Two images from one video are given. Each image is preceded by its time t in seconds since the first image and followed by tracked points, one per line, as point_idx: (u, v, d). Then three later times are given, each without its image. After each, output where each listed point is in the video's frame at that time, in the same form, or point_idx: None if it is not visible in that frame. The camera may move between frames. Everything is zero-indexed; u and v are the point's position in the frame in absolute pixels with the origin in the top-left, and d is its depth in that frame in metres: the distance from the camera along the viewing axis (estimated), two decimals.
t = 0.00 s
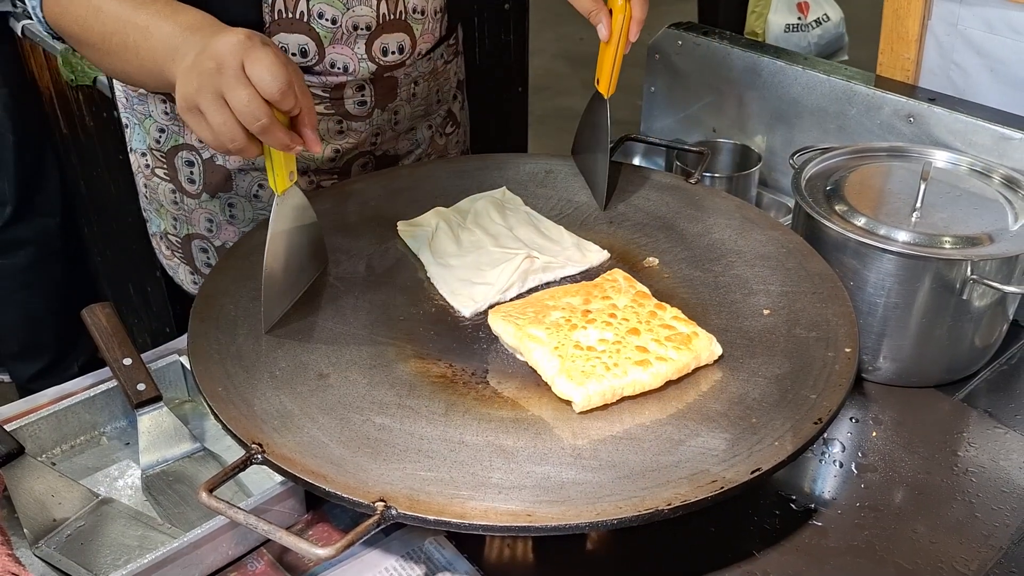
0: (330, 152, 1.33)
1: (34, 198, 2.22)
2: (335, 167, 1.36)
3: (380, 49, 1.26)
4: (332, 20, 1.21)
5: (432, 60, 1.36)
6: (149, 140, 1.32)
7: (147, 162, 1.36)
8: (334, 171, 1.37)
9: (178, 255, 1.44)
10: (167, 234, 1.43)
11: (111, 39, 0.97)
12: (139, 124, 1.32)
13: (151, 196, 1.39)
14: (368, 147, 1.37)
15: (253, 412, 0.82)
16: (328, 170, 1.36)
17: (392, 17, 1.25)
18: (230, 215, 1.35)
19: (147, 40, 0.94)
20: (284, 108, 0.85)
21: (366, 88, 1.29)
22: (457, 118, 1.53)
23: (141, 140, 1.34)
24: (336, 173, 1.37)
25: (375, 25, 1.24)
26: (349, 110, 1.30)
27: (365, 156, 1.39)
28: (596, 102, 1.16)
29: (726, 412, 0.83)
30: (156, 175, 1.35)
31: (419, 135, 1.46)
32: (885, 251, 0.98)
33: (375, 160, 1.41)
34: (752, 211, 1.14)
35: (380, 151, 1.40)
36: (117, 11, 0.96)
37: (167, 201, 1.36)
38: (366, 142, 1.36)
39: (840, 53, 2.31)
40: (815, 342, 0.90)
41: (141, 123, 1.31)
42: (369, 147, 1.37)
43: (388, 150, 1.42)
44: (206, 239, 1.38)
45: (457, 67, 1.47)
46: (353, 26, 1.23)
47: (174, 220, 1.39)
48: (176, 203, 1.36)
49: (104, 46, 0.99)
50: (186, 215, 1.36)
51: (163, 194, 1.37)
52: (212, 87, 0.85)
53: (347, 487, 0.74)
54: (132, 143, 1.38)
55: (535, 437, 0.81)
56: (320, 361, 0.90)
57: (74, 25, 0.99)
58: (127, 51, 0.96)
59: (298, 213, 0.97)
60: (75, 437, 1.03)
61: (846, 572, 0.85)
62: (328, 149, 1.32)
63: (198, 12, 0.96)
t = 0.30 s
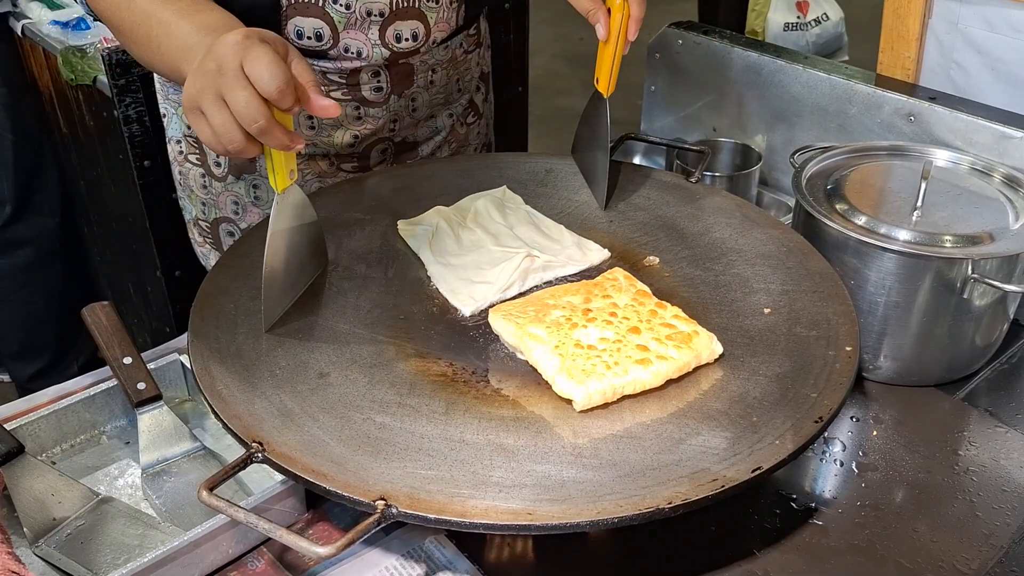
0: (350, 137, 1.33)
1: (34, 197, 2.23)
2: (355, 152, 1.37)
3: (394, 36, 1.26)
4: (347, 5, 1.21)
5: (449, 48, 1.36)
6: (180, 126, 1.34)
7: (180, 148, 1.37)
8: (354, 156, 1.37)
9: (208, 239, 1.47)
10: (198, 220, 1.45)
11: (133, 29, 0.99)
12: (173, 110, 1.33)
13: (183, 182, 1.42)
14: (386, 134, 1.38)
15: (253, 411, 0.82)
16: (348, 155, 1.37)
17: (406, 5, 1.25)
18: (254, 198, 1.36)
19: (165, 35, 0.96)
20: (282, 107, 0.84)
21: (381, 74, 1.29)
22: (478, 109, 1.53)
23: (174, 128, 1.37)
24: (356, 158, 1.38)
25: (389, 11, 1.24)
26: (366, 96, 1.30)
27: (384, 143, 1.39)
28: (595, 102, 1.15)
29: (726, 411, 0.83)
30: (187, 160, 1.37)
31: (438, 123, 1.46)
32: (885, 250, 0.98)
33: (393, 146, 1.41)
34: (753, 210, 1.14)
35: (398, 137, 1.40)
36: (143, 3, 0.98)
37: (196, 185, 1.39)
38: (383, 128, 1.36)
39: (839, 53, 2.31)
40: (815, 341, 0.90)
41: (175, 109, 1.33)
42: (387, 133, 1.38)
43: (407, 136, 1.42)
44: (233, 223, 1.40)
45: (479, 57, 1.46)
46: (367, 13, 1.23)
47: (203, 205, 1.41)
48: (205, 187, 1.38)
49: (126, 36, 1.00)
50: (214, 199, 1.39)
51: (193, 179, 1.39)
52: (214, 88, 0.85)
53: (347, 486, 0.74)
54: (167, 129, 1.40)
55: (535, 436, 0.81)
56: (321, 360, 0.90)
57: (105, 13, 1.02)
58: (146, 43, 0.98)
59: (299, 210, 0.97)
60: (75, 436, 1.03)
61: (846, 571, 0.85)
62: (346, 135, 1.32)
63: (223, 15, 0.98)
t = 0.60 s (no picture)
0: (367, 127, 1.33)
1: (34, 198, 2.23)
2: (371, 143, 1.37)
3: (412, 29, 1.27)
4: None
5: (462, 41, 1.36)
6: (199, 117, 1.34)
7: (198, 139, 1.38)
8: (369, 148, 1.37)
9: (225, 232, 1.46)
10: (213, 210, 1.45)
11: (148, 28, 0.99)
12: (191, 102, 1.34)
13: (199, 173, 1.42)
14: (402, 125, 1.37)
15: (254, 412, 0.82)
16: (364, 147, 1.37)
17: None
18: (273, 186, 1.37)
19: (178, 37, 0.96)
20: (285, 107, 0.84)
21: (398, 66, 1.30)
22: (487, 101, 1.53)
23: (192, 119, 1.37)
24: (372, 149, 1.38)
25: (407, 5, 1.25)
26: (383, 88, 1.30)
27: (399, 134, 1.39)
28: (594, 103, 1.15)
29: (727, 411, 0.83)
30: (205, 151, 1.37)
31: (451, 115, 1.46)
32: (886, 251, 0.98)
33: (408, 137, 1.41)
34: (754, 210, 1.14)
35: (413, 128, 1.40)
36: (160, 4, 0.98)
37: (214, 176, 1.39)
38: (399, 120, 1.36)
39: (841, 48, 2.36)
40: (816, 341, 0.90)
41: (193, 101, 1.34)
42: (403, 125, 1.37)
43: (422, 127, 1.42)
44: (251, 213, 1.41)
45: (489, 50, 1.46)
46: (386, 6, 1.23)
47: (220, 195, 1.42)
48: (222, 177, 1.38)
49: (141, 34, 1.01)
50: (231, 189, 1.39)
51: (210, 170, 1.39)
52: (218, 89, 0.85)
53: (348, 486, 0.74)
54: (184, 123, 1.41)
55: (536, 436, 0.81)
56: (321, 361, 0.90)
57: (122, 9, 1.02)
58: (160, 44, 0.98)
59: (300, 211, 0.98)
60: (75, 437, 1.03)
61: (847, 572, 0.85)
62: (364, 126, 1.32)
63: (239, 21, 0.98)
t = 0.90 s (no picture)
0: (370, 126, 1.33)
1: (35, 198, 2.23)
2: (374, 142, 1.36)
3: (415, 34, 1.27)
4: (372, 7, 1.22)
5: (463, 41, 1.37)
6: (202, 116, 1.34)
7: (201, 137, 1.37)
8: (372, 146, 1.37)
9: (227, 229, 1.47)
10: (216, 208, 1.45)
11: (157, 32, 0.99)
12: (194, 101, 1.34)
13: (202, 170, 1.42)
14: (405, 124, 1.37)
15: (255, 411, 0.82)
16: (367, 145, 1.37)
17: (428, 4, 1.25)
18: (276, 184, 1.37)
19: (186, 42, 0.96)
20: (292, 107, 0.84)
21: (402, 67, 1.29)
22: (487, 99, 1.53)
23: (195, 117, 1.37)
24: (375, 147, 1.38)
25: (411, 11, 1.25)
26: (386, 88, 1.30)
27: (402, 133, 1.39)
28: (594, 103, 1.15)
29: (728, 411, 0.83)
30: (208, 149, 1.37)
31: (453, 113, 1.46)
32: (887, 251, 0.98)
33: (410, 136, 1.41)
34: (754, 210, 1.14)
35: (416, 127, 1.40)
36: (169, 9, 0.98)
37: (217, 174, 1.38)
38: (402, 119, 1.36)
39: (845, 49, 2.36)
40: (817, 342, 0.90)
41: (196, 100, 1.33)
42: (406, 124, 1.37)
43: (424, 126, 1.42)
44: (254, 210, 1.41)
45: (489, 48, 1.47)
46: (390, 13, 1.23)
47: (223, 193, 1.41)
48: (225, 176, 1.38)
49: (149, 38, 1.01)
50: (235, 187, 1.39)
51: (213, 167, 1.38)
52: (226, 90, 0.86)
53: (350, 486, 0.74)
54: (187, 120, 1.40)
55: (537, 436, 0.81)
56: (322, 361, 0.90)
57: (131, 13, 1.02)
58: (168, 49, 0.98)
59: (301, 210, 0.97)
60: (77, 436, 1.03)
61: (848, 572, 0.85)
62: (367, 126, 1.32)
63: (247, 27, 0.98)
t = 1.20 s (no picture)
0: (363, 131, 1.33)
1: (35, 198, 2.23)
2: (367, 145, 1.37)
3: (408, 37, 1.27)
4: (363, 8, 1.22)
5: (460, 44, 1.36)
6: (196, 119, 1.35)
7: (194, 139, 1.37)
8: (365, 149, 1.38)
9: (220, 231, 1.47)
10: (209, 210, 1.46)
11: (153, 33, 0.99)
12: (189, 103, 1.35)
13: (195, 172, 1.42)
14: (398, 127, 1.38)
15: (256, 412, 0.82)
16: (360, 149, 1.37)
17: (421, 6, 1.25)
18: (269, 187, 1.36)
19: (182, 43, 0.96)
20: (287, 106, 0.84)
21: (395, 70, 1.29)
22: (485, 104, 1.53)
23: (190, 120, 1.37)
24: (369, 151, 1.38)
25: (403, 13, 1.25)
26: (379, 91, 1.30)
27: (396, 137, 1.39)
28: (593, 105, 1.16)
29: (728, 412, 0.83)
30: (201, 151, 1.37)
31: (448, 117, 1.46)
32: (887, 252, 0.98)
33: (405, 140, 1.41)
34: (754, 211, 1.14)
35: (410, 131, 1.40)
36: (164, 10, 0.98)
37: (209, 176, 1.39)
38: (396, 122, 1.36)
39: (844, 49, 2.36)
40: (817, 343, 0.90)
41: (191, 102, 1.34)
42: (399, 127, 1.38)
43: (418, 130, 1.42)
44: (246, 213, 1.41)
45: (487, 53, 1.47)
46: (381, 14, 1.23)
47: (215, 195, 1.42)
48: (218, 178, 1.38)
49: (145, 40, 1.01)
50: (227, 189, 1.39)
51: (206, 170, 1.39)
52: (221, 91, 0.86)
53: (350, 486, 0.74)
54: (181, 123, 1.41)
55: (537, 436, 0.81)
56: (322, 361, 0.90)
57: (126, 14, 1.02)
58: (163, 51, 0.98)
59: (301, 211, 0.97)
60: (77, 437, 1.03)
61: (848, 573, 0.85)
62: (359, 129, 1.32)
63: (243, 28, 0.98)
